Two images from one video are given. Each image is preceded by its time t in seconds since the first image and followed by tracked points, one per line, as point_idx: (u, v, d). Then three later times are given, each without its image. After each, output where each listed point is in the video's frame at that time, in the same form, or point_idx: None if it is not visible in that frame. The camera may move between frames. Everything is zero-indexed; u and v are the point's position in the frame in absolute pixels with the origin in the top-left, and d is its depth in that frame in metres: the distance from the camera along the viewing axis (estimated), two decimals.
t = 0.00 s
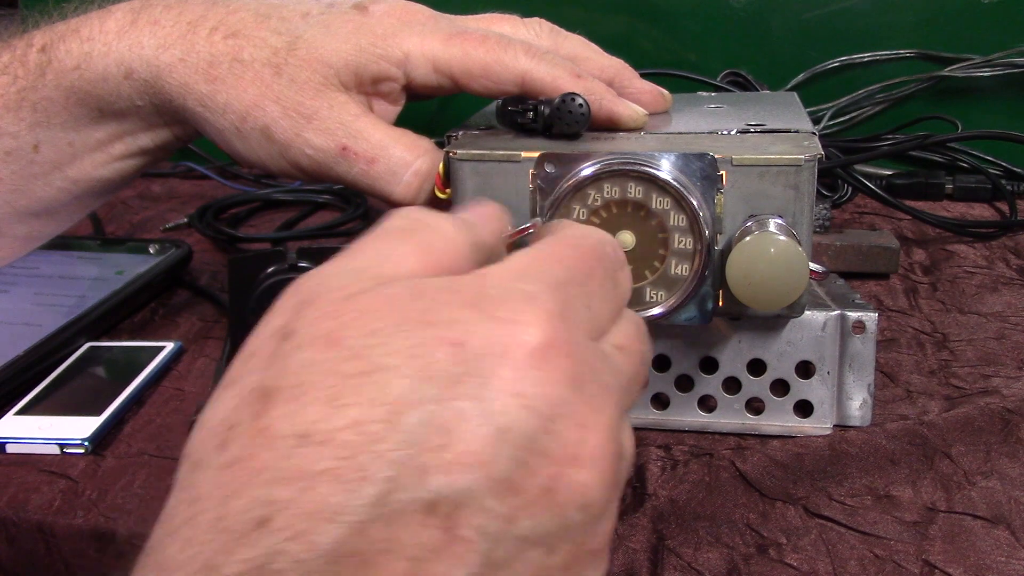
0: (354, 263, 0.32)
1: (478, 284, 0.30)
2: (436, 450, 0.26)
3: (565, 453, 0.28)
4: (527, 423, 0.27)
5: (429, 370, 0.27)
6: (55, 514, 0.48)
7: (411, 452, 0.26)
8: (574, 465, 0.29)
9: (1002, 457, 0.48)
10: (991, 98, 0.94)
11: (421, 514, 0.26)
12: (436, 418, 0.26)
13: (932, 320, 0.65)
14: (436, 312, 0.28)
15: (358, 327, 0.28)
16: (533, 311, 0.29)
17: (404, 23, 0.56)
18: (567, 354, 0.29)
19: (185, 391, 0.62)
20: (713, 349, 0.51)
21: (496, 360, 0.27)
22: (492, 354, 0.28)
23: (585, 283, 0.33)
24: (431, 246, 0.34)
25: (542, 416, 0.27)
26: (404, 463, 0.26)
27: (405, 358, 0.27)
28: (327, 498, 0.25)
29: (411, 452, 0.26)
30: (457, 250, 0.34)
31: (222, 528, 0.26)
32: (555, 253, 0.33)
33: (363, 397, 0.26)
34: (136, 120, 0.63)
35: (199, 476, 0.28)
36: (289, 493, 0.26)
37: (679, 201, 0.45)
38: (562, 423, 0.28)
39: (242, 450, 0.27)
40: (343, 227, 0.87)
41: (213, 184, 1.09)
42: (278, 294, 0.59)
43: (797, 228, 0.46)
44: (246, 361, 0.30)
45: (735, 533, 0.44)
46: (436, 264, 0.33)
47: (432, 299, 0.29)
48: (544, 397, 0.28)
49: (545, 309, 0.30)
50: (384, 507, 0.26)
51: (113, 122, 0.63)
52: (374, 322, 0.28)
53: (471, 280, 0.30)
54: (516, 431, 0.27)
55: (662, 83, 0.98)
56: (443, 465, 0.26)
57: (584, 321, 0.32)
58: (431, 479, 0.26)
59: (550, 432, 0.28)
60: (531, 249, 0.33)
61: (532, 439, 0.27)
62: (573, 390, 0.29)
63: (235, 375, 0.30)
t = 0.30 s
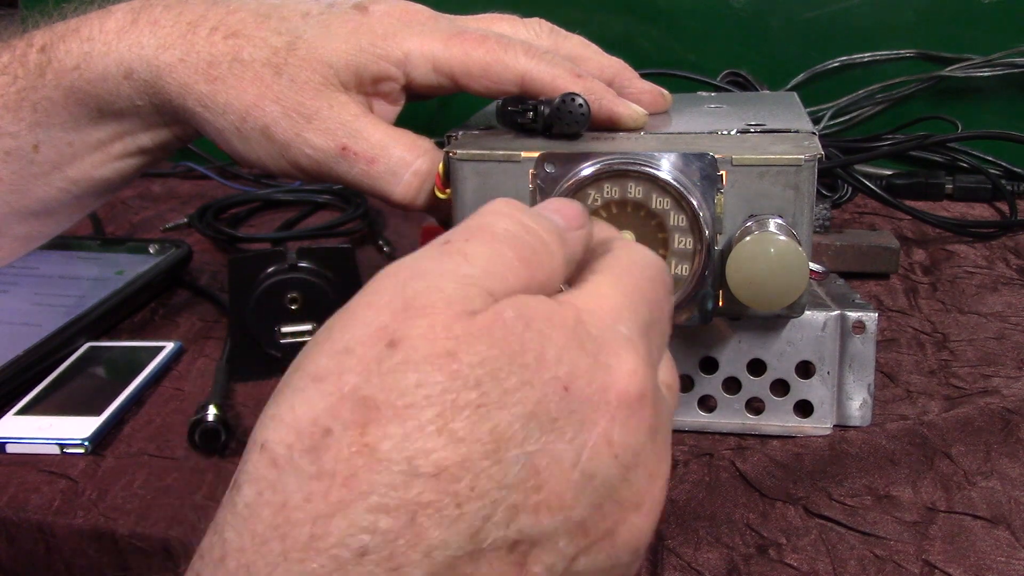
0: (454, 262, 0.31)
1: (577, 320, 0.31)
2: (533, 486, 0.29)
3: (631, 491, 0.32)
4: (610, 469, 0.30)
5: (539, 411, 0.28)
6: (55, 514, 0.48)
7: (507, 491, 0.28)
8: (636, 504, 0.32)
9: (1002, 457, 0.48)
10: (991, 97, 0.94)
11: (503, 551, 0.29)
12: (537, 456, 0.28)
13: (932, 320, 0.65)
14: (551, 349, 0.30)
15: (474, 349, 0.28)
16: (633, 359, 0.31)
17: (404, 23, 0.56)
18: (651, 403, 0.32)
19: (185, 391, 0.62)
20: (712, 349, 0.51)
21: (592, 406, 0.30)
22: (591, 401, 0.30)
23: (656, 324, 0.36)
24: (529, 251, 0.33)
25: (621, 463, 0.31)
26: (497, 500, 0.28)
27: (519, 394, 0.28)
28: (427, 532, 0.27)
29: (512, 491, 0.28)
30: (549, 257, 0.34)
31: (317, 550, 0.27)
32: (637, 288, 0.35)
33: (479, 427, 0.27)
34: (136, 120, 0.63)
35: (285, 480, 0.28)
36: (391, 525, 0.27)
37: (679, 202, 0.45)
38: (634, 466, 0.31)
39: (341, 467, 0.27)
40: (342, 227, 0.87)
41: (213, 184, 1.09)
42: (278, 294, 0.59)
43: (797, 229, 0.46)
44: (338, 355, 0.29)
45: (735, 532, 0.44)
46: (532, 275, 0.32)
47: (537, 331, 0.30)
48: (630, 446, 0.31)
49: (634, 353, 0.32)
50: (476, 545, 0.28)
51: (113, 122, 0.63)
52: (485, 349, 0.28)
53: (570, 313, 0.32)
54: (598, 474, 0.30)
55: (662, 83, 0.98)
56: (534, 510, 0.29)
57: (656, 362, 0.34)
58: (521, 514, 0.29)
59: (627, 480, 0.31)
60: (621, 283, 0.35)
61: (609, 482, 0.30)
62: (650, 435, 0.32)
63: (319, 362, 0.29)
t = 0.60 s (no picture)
0: (413, 266, 0.32)
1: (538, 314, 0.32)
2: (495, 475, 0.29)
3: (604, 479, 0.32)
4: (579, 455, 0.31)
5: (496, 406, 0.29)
6: (55, 514, 0.48)
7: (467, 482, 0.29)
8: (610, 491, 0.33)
9: (1002, 457, 0.48)
10: (991, 97, 0.94)
11: (473, 543, 0.30)
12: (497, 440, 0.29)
13: (932, 320, 0.65)
14: (509, 341, 0.30)
15: (429, 346, 0.29)
16: (594, 350, 0.32)
17: (404, 23, 0.56)
18: (617, 393, 0.32)
19: (185, 391, 0.62)
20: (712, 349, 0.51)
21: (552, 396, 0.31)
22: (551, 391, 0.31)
23: (626, 315, 0.36)
24: (489, 256, 0.34)
25: (591, 451, 0.31)
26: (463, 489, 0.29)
27: (472, 387, 0.29)
28: (392, 526, 0.28)
29: (478, 479, 0.29)
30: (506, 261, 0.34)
31: (282, 548, 0.28)
32: (603, 279, 0.35)
33: (434, 422, 0.28)
34: (136, 120, 0.63)
35: (251, 485, 0.29)
36: (355, 520, 0.28)
37: (679, 202, 0.45)
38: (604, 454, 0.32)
39: (301, 460, 0.28)
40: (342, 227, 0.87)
41: (213, 185, 1.09)
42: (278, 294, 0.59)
43: (797, 229, 0.46)
44: (301, 363, 0.30)
45: (735, 532, 0.44)
46: (490, 278, 0.34)
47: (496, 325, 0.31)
48: (597, 436, 0.31)
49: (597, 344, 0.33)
50: (443, 538, 0.29)
51: (113, 122, 0.63)
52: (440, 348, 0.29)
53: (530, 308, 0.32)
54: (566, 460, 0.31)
55: (662, 83, 0.98)
56: (498, 501, 0.29)
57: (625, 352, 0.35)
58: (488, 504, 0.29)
59: (595, 470, 0.32)
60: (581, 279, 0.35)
61: (580, 470, 0.31)
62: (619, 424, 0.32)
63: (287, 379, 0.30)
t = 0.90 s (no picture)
0: (420, 247, 0.32)
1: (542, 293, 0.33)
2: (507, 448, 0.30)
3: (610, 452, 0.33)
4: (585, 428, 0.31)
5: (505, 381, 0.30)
6: (55, 514, 0.48)
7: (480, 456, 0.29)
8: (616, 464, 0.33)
9: (1002, 457, 0.48)
10: (991, 98, 0.94)
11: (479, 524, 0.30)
12: (508, 416, 0.30)
13: (932, 320, 0.65)
14: (516, 320, 0.31)
15: (440, 321, 0.30)
16: (598, 328, 0.33)
17: (404, 22, 0.56)
18: (620, 369, 0.33)
19: (184, 391, 0.62)
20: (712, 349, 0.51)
21: (557, 373, 0.31)
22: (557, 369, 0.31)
23: (626, 296, 0.37)
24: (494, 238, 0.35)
25: (596, 424, 0.32)
26: (475, 462, 0.29)
27: (480, 363, 0.30)
28: (404, 498, 0.28)
29: (492, 451, 0.29)
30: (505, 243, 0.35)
31: (295, 520, 0.27)
32: (603, 260, 0.36)
33: (448, 398, 0.29)
34: (136, 120, 0.63)
35: (262, 458, 0.28)
36: (367, 492, 0.28)
37: (679, 202, 0.45)
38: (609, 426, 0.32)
39: (314, 427, 0.28)
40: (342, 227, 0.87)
41: (213, 185, 1.09)
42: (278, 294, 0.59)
43: (797, 228, 0.46)
44: (311, 338, 0.30)
45: (735, 532, 0.44)
46: (496, 259, 0.34)
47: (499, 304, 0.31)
48: (602, 409, 0.32)
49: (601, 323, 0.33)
50: (454, 510, 0.29)
51: (113, 122, 0.63)
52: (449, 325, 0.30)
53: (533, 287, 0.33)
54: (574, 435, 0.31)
55: (662, 83, 0.98)
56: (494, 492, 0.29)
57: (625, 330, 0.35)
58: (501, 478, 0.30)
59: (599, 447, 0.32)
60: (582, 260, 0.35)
61: (585, 444, 0.31)
62: (621, 398, 0.33)
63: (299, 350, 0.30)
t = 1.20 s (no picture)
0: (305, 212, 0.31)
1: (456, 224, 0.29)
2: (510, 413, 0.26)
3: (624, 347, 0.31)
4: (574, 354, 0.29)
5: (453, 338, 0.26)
6: (55, 514, 0.48)
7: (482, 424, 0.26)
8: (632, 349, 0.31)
9: (1002, 457, 0.48)
10: (991, 98, 0.94)
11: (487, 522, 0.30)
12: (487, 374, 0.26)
13: (932, 320, 0.65)
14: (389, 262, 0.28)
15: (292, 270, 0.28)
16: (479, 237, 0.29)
17: (403, 23, 0.56)
18: (541, 276, 0.29)
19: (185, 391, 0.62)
20: (712, 350, 0.51)
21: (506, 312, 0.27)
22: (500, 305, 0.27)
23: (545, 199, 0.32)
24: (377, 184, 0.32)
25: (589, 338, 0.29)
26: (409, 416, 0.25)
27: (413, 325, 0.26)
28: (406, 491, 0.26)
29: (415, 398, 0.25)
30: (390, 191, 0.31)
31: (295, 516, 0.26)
32: (495, 179, 0.32)
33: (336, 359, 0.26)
34: (136, 120, 0.63)
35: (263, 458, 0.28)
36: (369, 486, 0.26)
37: (679, 202, 0.45)
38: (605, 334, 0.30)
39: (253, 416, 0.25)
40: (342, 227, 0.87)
41: (213, 185, 1.09)
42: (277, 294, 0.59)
43: (798, 229, 0.46)
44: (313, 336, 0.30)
45: (735, 532, 0.44)
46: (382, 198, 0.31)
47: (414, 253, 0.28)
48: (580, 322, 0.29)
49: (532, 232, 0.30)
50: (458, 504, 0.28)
51: (113, 122, 0.63)
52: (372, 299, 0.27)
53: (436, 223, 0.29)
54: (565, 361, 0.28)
55: (661, 83, 0.98)
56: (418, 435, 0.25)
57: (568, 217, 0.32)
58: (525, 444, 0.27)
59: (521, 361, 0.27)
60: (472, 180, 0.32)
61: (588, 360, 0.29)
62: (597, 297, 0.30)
63: (229, 376, 0.26)
